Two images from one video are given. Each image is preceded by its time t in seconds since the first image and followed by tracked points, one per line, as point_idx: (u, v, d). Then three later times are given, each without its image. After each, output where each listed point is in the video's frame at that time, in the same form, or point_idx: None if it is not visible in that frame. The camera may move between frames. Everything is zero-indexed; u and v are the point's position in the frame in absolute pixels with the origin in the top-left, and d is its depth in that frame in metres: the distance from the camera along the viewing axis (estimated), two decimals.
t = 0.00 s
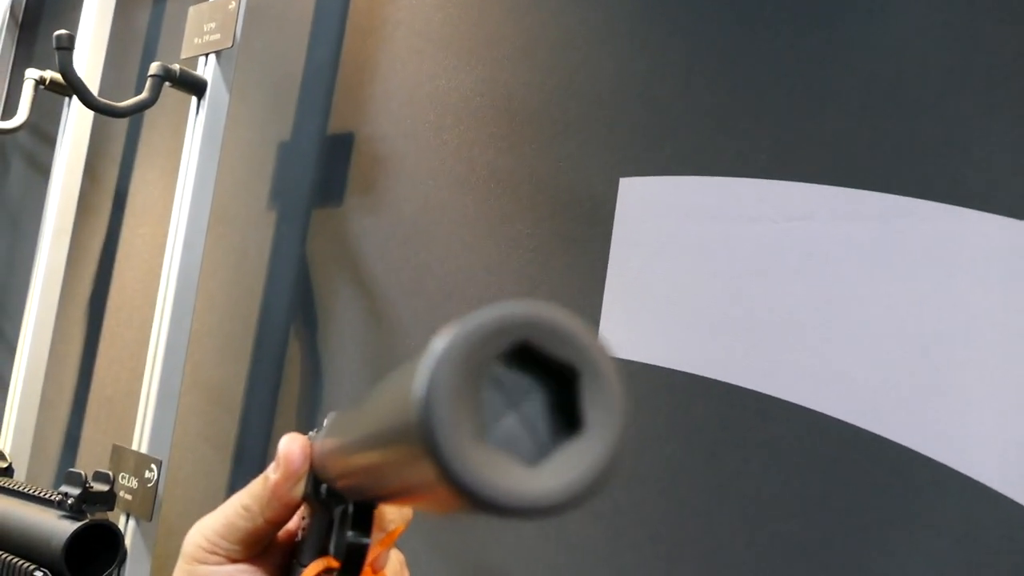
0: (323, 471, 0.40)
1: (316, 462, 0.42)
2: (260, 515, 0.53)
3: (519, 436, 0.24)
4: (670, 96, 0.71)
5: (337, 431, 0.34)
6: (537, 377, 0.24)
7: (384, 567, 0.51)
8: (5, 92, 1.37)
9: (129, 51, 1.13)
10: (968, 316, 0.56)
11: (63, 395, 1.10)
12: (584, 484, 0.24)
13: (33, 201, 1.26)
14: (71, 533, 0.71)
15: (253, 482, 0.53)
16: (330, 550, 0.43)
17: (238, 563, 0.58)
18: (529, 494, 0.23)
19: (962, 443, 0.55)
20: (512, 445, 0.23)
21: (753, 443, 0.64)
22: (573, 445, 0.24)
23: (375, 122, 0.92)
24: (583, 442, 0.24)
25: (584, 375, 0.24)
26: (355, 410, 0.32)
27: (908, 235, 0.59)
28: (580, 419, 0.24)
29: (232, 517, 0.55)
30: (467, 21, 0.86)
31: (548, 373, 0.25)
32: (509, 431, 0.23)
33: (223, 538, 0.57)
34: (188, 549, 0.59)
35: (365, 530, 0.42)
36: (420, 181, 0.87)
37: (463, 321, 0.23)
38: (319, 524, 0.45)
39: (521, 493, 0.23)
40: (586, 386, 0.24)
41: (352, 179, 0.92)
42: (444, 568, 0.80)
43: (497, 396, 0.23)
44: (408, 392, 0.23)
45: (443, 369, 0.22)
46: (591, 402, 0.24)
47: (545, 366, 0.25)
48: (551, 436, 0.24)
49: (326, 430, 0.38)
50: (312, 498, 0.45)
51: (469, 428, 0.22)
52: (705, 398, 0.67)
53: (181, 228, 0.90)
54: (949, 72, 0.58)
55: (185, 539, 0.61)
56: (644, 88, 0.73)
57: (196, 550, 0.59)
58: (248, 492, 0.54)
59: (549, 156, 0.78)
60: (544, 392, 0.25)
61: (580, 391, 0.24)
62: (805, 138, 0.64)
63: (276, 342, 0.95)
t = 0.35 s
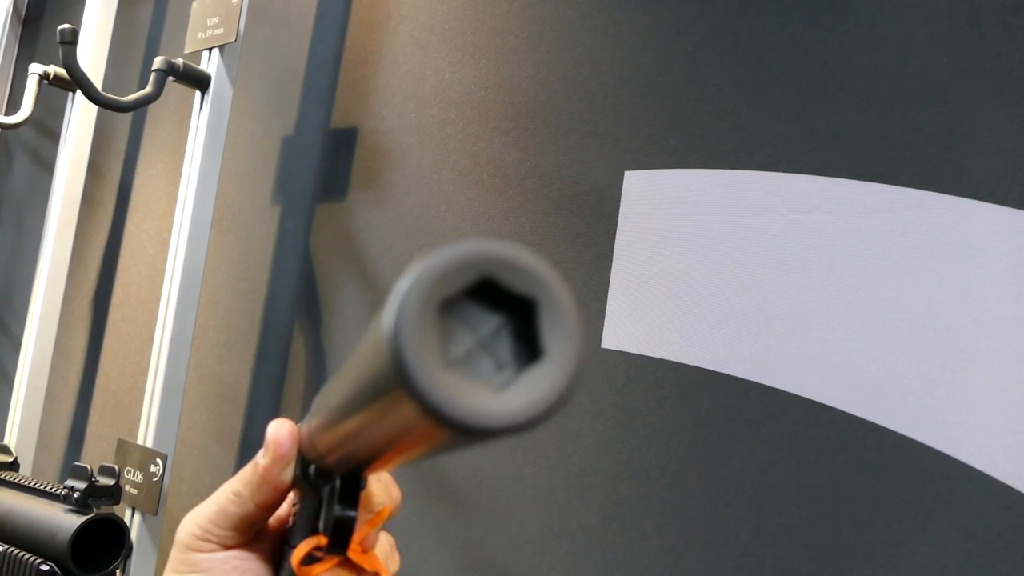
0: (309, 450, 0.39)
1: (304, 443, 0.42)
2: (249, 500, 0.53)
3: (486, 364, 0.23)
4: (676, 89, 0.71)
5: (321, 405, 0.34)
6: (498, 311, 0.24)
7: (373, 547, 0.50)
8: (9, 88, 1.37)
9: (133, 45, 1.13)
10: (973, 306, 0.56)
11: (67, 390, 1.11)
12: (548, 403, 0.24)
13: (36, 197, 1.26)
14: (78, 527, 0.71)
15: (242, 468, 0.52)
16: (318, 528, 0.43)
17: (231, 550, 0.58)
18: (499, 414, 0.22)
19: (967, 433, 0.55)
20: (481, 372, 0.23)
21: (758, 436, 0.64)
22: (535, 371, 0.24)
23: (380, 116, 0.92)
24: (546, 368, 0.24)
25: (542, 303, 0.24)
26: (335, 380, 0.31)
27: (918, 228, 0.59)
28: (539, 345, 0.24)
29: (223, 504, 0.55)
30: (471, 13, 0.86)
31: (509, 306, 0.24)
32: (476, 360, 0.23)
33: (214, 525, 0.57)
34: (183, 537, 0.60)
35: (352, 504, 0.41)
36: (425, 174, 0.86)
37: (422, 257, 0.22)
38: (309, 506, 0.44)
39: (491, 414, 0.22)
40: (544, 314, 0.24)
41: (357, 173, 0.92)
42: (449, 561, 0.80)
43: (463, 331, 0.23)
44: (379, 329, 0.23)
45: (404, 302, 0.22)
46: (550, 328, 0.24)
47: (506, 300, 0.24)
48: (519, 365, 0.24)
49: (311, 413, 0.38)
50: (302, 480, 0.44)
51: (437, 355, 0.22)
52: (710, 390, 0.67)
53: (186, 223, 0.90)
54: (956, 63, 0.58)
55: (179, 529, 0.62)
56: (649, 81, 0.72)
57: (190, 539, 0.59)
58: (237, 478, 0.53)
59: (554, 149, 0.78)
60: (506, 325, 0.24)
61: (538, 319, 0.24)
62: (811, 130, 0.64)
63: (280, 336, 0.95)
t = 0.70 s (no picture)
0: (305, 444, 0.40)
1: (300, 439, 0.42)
2: (246, 496, 0.53)
3: (483, 358, 0.23)
4: (683, 89, 0.71)
5: (317, 399, 0.34)
6: (494, 306, 0.24)
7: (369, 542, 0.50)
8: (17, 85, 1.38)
9: (141, 44, 1.13)
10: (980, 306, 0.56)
11: (75, 386, 1.11)
12: (543, 397, 0.24)
13: (44, 194, 1.27)
14: (87, 523, 0.71)
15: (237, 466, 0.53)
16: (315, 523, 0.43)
17: (227, 547, 0.58)
18: (495, 407, 0.22)
19: (973, 432, 0.55)
20: (478, 366, 0.23)
21: (764, 434, 0.64)
22: (530, 364, 0.24)
23: (388, 115, 0.92)
24: (540, 361, 0.24)
25: (538, 299, 0.24)
26: (332, 373, 0.31)
27: (925, 229, 0.59)
28: (535, 339, 0.24)
29: (219, 500, 0.56)
30: (479, 12, 0.86)
31: (506, 301, 0.24)
32: (473, 355, 0.23)
33: (210, 522, 0.57)
34: (179, 535, 0.60)
35: (346, 499, 0.41)
36: (434, 172, 0.87)
37: (420, 254, 0.22)
38: (304, 502, 0.45)
39: (488, 408, 0.22)
40: (539, 308, 0.24)
41: (365, 172, 0.93)
42: (455, 557, 0.81)
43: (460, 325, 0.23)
44: (379, 323, 0.22)
45: (404, 296, 0.22)
46: (545, 322, 0.24)
47: (501, 295, 0.24)
48: (514, 358, 0.24)
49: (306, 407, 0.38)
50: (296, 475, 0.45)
51: (436, 350, 0.22)
52: (718, 389, 0.67)
53: (194, 221, 0.90)
54: (965, 64, 0.58)
55: (175, 527, 0.62)
56: (657, 81, 0.73)
57: (185, 537, 0.59)
58: (233, 476, 0.54)
59: (562, 148, 0.78)
60: (502, 320, 0.24)
61: (534, 314, 0.24)
62: (820, 131, 0.64)
63: (288, 334, 0.95)
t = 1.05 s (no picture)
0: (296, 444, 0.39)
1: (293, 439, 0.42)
2: (238, 496, 0.53)
3: (474, 360, 0.23)
4: (688, 82, 0.71)
5: (309, 398, 0.34)
6: (484, 307, 0.24)
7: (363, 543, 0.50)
8: (21, 85, 1.38)
9: (144, 42, 1.13)
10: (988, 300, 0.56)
11: (80, 384, 1.11)
12: (535, 399, 0.24)
13: (48, 193, 1.27)
14: (92, 520, 0.71)
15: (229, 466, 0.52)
16: (307, 525, 0.43)
17: (219, 547, 0.58)
18: (487, 410, 0.22)
19: (982, 426, 0.55)
20: (470, 369, 0.23)
21: (770, 429, 0.64)
22: (522, 366, 0.24)
23: (391, 112, 0.92)
24: (533, 364, 0.24)
25: (530, 299, 0.24)
26: (322, 373, 0.31)
27: (932, 222, 0.58)
28: (526, 339, 0.24)
29: (210, 500, 0.56)
30: (482, 8, 0.86)
31: (497, 301, 0.24)
32: (464, 356, 0.23)
33: (203, 522, 0.57)
34: (173, 535, 0.60)
35: (338, 500, 0.41)
36: (438, 168, 0.87)
37: (411, 255, 0.22)
38: (297, 502, 0.44)
39: (478, 409, 0.22)
40: (531, 310, 0.24)
41: (368, 168, 0.93)
42: (460, 555, 0.81)
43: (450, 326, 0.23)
44: (369, 324, 0.22)
45: (395, 298, 0.22)
46: (538, 325, 0.24)
47: (494, 297, 0.24)
48: (506, 360, 0.24)
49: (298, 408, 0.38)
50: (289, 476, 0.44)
51: (426, 350, 0.22)
52: (724, 384, 0.66)
53: (197, 218, 0.90)
54: (973, 56, 0.58)
55: (168, 526, 0.62)
56: (661, 75, 0.72)
57: (178, 537, 0.59)
58: (225, 476, 0.53)
59: (566, 144, 0.78)
60: (493, 321, 0.24)
61: (525, 315, 0.24)
62: (827, 125, 0.63)
63: (291, 331, 0.95)
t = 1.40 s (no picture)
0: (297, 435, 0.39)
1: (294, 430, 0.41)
2: (238, 488, 0.53)
3: (478, 345, 0.22)
4: (688, 76, 0.70)
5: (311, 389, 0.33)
6: (487, 290, 0.23)
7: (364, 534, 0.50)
8: (22, 84, 1.38)
9: (145, 39, 1.13)
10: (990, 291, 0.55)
11: (82, 382, 1.11)
12: (539, 383, 0.22)
13: (50, 192, 1.27)
14: (94, 517, 0.71)
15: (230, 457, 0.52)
16: (309, 516, 0.43)
17: (221, 539, 0.58)
18: (494, 394, 0.21)
19: (984, 418, 0.55)
20: (474, 353, 0.22)
21: (771, 423, 0.63)
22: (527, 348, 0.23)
23: (392, 108, 0.92)
24: (537, 347, 0.23)
25: (533, 283, 0.23)
26: (325, 361, 0.30)
27: (933, 213, 0.58)
28: (528, 323, 0.23)
29: (211, 492, 0.55)
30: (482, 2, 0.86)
31: (499, 286, 0.23)
32: (466, 341, 0.22)
33: (205, 514, 0.57)
34: (176, 525, 0.60)
35: (340, 490, 0.41)
36: (438, 163, 0.86)
37: (411, 238, 0.21)
38: (298, 493, 0.44)
39: (482, 395, 0.21)
40: (533, 292, 0.23)
41: (369, 165, 0.93)
42: (461, 550, 0.81)
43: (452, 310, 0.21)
44: (370, 309, 0.21)
45: (394, 283, 0.20)
46: (540, 307, 0.23)
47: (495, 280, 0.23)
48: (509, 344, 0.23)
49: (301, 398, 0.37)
50: (291, 467, 0.44)
51: (429, 336, 0.21)
52: (725, 377, 0.66)
53: (199, 216, 0.90)
54: (973, 46, 0.57)
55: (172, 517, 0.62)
56: (661, 69, 0.72)
57: (181, 528, 0.59)
58: (226, 467, 0.53)
59: (566, 138, 0.78)
60: (496, 305, 0.23)
61: (527, 298, 0.23)
62: (827, 117, 0.63)
63: (292, 328, 0.95)
